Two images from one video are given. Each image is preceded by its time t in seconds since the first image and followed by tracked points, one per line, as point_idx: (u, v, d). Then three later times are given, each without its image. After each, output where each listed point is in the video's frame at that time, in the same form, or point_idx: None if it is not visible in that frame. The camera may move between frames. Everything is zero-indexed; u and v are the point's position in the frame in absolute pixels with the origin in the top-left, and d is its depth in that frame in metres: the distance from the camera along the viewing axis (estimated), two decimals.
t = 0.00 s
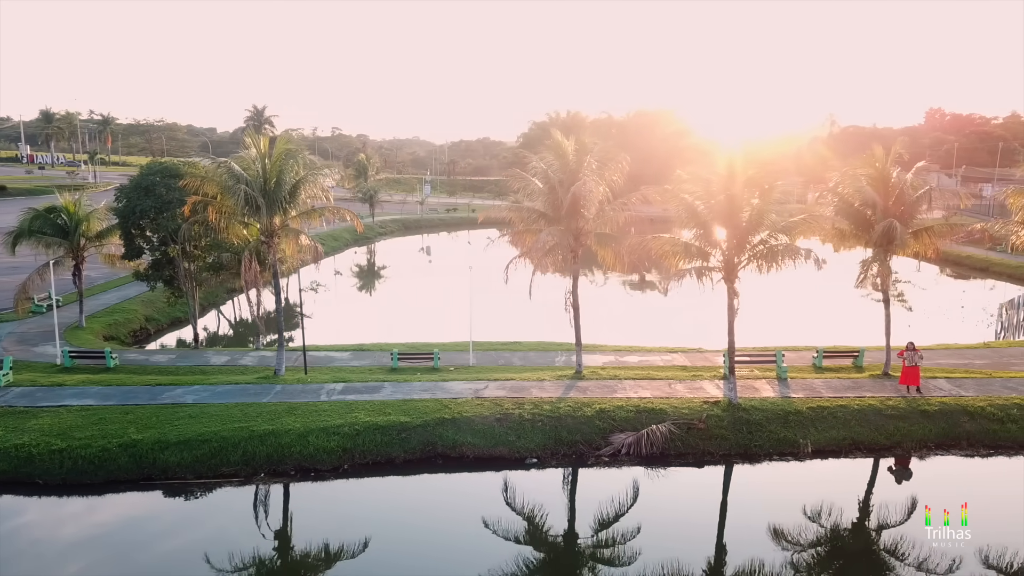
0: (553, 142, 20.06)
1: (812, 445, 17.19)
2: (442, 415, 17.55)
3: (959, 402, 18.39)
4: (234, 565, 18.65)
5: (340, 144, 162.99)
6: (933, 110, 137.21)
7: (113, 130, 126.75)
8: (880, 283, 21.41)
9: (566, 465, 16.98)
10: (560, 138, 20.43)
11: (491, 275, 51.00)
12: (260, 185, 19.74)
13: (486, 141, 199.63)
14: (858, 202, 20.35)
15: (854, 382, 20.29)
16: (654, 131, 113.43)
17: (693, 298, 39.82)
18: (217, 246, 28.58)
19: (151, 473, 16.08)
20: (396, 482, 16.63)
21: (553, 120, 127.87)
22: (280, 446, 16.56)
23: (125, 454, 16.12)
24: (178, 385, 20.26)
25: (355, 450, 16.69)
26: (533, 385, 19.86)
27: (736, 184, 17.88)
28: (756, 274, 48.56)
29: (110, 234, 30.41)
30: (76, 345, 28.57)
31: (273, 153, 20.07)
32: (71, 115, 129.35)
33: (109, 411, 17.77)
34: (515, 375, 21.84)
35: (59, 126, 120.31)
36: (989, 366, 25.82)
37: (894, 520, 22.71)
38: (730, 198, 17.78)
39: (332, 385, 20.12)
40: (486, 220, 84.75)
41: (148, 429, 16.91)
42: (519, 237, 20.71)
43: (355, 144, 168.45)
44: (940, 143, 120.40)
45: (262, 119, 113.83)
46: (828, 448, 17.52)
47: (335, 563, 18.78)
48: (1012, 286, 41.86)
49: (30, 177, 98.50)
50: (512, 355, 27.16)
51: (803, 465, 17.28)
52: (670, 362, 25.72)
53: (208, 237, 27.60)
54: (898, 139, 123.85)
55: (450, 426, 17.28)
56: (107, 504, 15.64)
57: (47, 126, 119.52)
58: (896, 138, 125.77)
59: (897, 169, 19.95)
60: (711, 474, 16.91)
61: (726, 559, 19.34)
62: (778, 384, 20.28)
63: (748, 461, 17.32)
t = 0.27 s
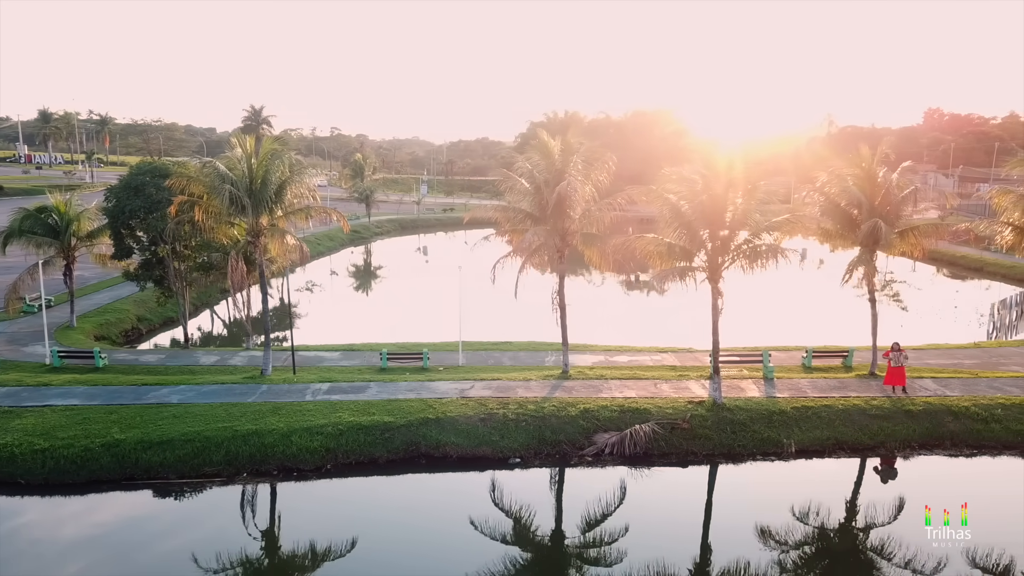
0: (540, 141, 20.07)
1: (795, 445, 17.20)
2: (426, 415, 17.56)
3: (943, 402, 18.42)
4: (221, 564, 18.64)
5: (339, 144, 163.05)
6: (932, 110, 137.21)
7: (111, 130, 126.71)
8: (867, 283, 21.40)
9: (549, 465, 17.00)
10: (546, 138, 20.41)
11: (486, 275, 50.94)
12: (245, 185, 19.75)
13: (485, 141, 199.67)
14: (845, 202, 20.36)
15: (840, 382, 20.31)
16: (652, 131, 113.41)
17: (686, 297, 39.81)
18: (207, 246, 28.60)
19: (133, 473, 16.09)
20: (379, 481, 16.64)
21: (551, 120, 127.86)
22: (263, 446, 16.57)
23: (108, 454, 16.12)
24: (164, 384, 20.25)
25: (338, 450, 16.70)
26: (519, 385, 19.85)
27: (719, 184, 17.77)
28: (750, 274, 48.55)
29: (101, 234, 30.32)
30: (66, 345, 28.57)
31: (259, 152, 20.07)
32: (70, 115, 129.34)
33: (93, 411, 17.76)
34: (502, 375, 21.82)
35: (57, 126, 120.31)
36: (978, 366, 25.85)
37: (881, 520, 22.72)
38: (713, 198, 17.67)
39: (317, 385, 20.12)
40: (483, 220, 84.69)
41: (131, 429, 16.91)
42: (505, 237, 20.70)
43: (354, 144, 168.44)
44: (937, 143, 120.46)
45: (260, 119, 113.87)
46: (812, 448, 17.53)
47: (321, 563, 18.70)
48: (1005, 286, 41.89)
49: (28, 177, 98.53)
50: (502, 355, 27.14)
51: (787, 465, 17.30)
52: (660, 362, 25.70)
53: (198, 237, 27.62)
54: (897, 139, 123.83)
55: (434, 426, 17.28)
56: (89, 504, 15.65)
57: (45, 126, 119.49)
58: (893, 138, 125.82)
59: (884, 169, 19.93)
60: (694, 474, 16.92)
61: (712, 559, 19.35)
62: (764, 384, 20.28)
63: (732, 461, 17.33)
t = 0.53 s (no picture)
0: (525, 141, 20.04)
1: (779, 445, 17.19)
2: (410, 415, 17.55)
3: (928, 402, 18.43)
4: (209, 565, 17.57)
5: (337, 144, 163.15)
6: (930, 110, 137.34)
7: (109, 129, 126.72)
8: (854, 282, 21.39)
9: (532, 464, 17.01)
10: (533, 138, 20.40)
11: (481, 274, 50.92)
12: (231, 185, 19.77)
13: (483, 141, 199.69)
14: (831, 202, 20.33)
15: (826, 382, 20.31)
16: (649, 131, 113.42)
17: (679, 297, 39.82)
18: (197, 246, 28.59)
19: (115, 473, 16.09)
20: (362, 481, 16.64)
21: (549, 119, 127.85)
22: (246, 446, 16.58)
23: (90, 454, 16.12)
24: (150, 384, 20.24)
25: (321, 450, 16.71)
26: (505, 385, 19.86)
27: (703, 183, 17.62)
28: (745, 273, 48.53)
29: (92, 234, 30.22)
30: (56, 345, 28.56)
31: (245, 152, 20.07)
32: (68, 115, 129.42)
33: (77, 411, 17.74)
34: (489, 375, 21.82)
35: (55, 126, 120.36)
36: (967, 366, 25.86)
37: (869, 519, 22.72)
38: (696, 197, 17.50)
39: (304, 385, 20.13)
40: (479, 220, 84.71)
41: (114, 429, 16.89)
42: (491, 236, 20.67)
43: (352, 144, 168.43)
44: (934, 143, 120.55)
45: (258, 119, 114.11)
46: (795, 448, 17.52)
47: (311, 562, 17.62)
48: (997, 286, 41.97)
49: (25, 177, 98.55)
50: (492, 355, 27.12)
51: (771, 465, 17.29)
52: (649, 362, 25.68)
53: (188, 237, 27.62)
54: (895, 139, 123.87)
55: (418, 426, 17.29)
56: (71, 503, 15.65)
57: (42, 126, 119.58)
58: (891, 138, 125.84)
59: (870, 169, 19.92)
60: (678, 474, 16.92)
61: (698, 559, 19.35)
62: (751, 384, 20.28)
63: (715, 461, 17.33)
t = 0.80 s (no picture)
0: (512, 141, 20.02)
1: (763, 445, 17.21)
2: (394, 415, 17.55)
3: (914, 402, 18.44)
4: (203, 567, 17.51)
5: (336, 144, 163.16)
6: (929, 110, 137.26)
7: (107, 129, 126.71)
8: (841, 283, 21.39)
9: (516, 464, 17.01)
10: (519, 139, 20.39)
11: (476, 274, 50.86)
12: (218, 185, 19.81)
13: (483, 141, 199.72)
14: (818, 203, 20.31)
15: (813, 382, 20.31)
16: (648, 131, 113.39)
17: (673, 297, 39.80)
18: (188, 246, 28.63)
19: (99, 472, 16.11)
20: (345, 481, 16.65)
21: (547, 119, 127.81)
22: (230, 446, 16.58)
23: (74, 454, 16.12)
24: (136, 384, 20.26)
25: (305, 450, 16.72)
26: (491, 385, 19.86)
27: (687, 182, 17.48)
28: (740, 273, 48.48)
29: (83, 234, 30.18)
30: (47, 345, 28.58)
31: (231, 153, 20.11)
32: (66, 115, 129.45)
33: (62, 411, 17.75)
34: (477, 375, 21.82)
35: (53, 126, 120.41)
36: (956, 366, 25.86)
37: (857, 519, 22.73)
38: (681, 196, 17.35)
39: (290, 385, 20.14)
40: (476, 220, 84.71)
41: (99, 429, 16.91)
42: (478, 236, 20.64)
43: (351, 144, 168.43)
44: (932, 143, 120.61)
45: (256, 119, 114.29)
46: (780, 448, 17.53)
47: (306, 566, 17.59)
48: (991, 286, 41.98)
49: (23, 177, 98.57)
50: (482, 355, 27.11)
51: (755, 465, 17.30)
52: (640, 362, 25.67)
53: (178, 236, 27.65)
54: (893, 139, 123.76)
55: (402, 426, 17.28)
56: (54, 503, 15.66)
57: (40, 127, 119.63)
58: (890, 138, 125.78)
59: (855, 170, 19.94)
60: (662, 474, 16.93)
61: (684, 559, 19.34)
62: (737, 384, 20.29)
63: (700, 461, 17.34)
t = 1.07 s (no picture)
0: (499, 142, 20.04)
1: (747, 445, 17.22)
2: (380, 415, 17.57)
3: (899, 402, 18.44)
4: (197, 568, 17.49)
5: (334, 144, 163.05)
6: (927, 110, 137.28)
7: (105, 129, 126.62)
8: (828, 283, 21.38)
9: (500, 464, 17.03)
10: (506, 139, 20.39)
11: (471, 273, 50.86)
12: (205, 185, 19.80)
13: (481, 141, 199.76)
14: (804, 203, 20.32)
15: (800, 382, 20.30)
16: (645, 130, 113.39)
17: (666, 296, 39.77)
18: (178, 246, 28.62)
19: (83, 472, 16.12)
20: (329, 481, 16.67)
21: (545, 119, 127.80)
22: (214, 445, 16.60)
23: (58, 453, 16.12)
24: (123, 384, 20.26)
25: (290, 449, 16.74)
26: (478, 384, 19.86)
27: (671, 181, 17.44)
28: (734, 273, 48.48)
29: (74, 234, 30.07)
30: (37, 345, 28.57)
31: (218, 153, 20.10)
32: (64, 115, 129.42)
33: (48, 411, 17.75)
34: (464, 374, 21.83)
35: (50, 126, 120.33)
36: (946, 366, 25.83)
37: (845, 519, 22.73)
38: (666, 194, 17.30)
39: (277, 385, 20.16)
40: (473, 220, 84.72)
41: (84, 428, 16.91)
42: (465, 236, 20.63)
43: (349, 143, 168.40)
44: (930, 143, 120.55)
45: (253, 119, 114.31)
46: (764, 447, 17.55)
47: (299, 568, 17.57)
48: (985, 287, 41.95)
49: (21, 177, 98.58)
50: (473, 355, 27.10)
51: (739, 465, 17.31)
52: (629, 362, 25.65)
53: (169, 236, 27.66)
54: (891, 139, 123.75)
55: (387, 426, 17.30)
56: (38, 503, 15.67)
57: (37, 127, 119.57)
58: (888, 138, 125.78)
59: (842, 170, 19.97)
60: (646, 474, 16.94)
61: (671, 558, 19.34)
62: (724, 384, 20.30)
63: (684, 461, 17.35)
